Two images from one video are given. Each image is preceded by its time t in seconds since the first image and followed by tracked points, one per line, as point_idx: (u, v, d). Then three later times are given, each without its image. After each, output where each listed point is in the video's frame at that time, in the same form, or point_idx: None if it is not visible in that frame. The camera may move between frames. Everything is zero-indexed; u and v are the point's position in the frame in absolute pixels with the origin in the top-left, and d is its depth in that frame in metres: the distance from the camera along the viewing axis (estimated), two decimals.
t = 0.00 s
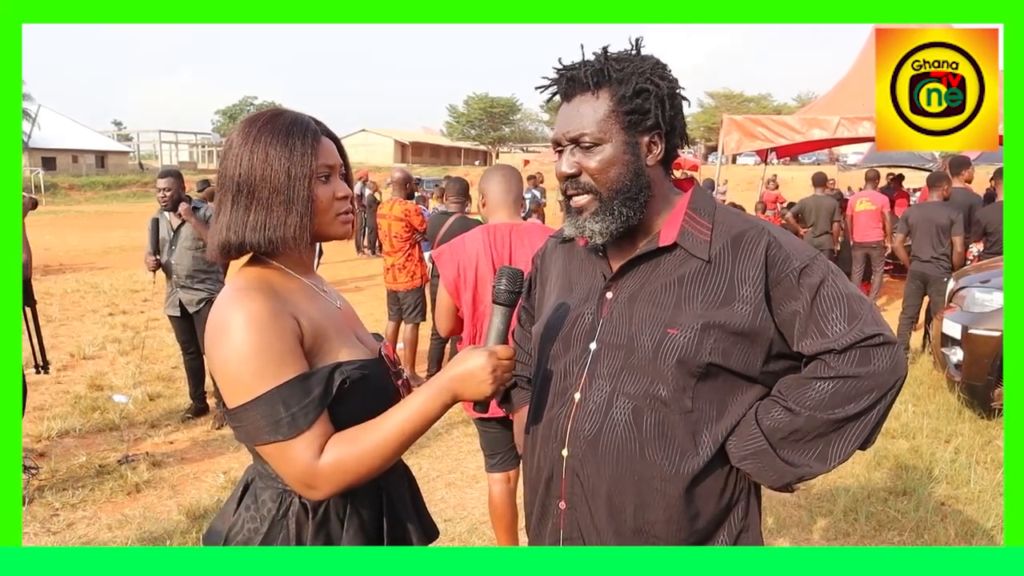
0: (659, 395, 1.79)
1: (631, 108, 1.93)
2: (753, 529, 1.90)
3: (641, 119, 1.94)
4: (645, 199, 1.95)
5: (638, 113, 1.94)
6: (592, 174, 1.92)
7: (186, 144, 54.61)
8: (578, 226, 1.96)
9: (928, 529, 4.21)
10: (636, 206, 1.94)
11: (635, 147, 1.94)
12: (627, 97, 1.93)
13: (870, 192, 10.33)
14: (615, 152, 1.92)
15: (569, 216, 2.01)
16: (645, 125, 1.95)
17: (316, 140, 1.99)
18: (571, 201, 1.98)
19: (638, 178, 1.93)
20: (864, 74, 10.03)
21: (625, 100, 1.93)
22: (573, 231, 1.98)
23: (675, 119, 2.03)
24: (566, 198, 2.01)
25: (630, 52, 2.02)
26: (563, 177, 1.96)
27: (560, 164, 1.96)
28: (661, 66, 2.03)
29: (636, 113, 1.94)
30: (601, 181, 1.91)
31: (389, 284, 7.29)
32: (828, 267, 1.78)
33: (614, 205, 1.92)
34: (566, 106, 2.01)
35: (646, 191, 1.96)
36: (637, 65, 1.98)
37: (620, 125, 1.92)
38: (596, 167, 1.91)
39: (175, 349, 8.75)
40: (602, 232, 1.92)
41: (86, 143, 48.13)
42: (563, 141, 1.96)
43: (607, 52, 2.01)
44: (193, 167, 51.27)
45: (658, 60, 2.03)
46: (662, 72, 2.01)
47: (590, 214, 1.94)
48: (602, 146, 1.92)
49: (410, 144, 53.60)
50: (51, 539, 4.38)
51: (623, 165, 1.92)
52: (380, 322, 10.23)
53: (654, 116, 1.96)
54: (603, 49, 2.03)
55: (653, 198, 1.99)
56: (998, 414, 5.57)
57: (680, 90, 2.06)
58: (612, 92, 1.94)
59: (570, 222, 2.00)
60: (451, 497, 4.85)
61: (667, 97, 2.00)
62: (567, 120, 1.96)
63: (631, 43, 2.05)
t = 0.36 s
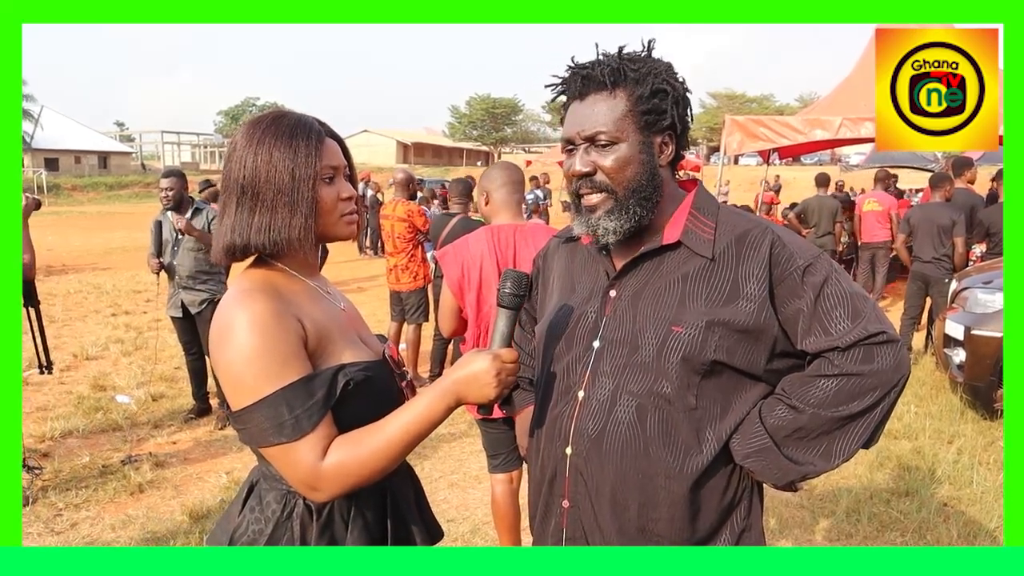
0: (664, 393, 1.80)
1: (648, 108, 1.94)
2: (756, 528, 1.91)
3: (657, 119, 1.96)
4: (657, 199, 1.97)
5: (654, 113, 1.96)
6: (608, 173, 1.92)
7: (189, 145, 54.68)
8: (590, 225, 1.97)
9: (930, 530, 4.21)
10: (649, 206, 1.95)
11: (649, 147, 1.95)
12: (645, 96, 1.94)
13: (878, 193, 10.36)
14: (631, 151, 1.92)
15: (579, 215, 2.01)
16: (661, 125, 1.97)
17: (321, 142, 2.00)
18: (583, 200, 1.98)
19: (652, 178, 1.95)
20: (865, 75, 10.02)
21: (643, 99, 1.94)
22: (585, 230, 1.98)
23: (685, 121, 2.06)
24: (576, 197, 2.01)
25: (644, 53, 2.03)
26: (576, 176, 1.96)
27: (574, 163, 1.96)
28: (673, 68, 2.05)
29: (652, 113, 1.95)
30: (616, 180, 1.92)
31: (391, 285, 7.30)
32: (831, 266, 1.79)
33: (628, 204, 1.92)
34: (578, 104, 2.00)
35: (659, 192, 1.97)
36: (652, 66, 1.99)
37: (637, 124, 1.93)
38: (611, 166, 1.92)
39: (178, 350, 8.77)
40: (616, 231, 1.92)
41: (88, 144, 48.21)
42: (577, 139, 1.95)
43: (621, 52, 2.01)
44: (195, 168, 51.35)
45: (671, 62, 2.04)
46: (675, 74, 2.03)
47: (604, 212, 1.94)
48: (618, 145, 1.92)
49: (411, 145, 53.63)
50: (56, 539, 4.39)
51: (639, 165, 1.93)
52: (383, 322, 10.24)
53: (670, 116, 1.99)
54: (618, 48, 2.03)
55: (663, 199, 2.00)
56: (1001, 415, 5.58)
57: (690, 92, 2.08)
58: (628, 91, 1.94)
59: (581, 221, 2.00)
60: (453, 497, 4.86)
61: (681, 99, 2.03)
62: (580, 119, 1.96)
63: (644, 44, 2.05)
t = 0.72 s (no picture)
0: (666, 396, 1.80)
1: (649, 111, 1.95)
2: (758, 529, 1.92)
3: (658, 121, 1.97)
4: (657, 201, 1.97)
5: (654, 115, 1.96)
6: (608, 176, 1.93)
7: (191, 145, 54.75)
8: (591, 227, 1.98)
9: (932, 531, 4.22)
10: (649, 208, 1.95)
11: (650, 149, 1.96)
12: (645, 99, 1.95)
13: (883, 193, 10.37)
14: (631, 153, 1.93)
15: (580, 216, 2.02)
16: (661, 127, 1.98)
17: (322, 142, 2.01)
18: (583, 202, 1.99)
19: (653, 180, 1.95)
20: (867, 75, 10.01)
21: (644, 102, 1.95)
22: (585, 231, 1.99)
23: (687, 122, 2.06)
24: (577, 199, 2.02)
25: (644, 55, 2.04)
26: (577, 178, 1.97)
27: (574, 164, 1.97)
28: (674, 70, 2.05)
29: (653, 115, 1.96)
30: (616, 182, 1.92)
31: (394, 286, 7.31)
32: (832, 268, 1.80)
33: (629, 206, 1.93)
34: (579, 107, 2.01)
35: (660, 193, 1.97)
36: (653, 68, 2.00)
37: (638, 126, 1.94)
38: (612, 169, 1.92)
39: (180, 350, 8.79)
40: (616, 233, 1.93)
41: (91, 144, 48.29)
42: (578, 141, 1.96)
43: (622, 54, 2.01)
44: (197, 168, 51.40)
45: (672, 63, 2.05)
46: (676, 75, 2.03)
47: (605, 214, 1.94)
48: (618, 147, 1.93)
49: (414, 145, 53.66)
50: (59, 539, 4.40)
51: (639, 167, 1.93)
52: (385, 322, 10.26)
53: (671, 118, 1.99)
54: (619, 49, 2.03)
55: (663, 200, 2.01)
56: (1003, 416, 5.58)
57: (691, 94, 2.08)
58: (629, 93, 1.95)
59: (582, 222, 2.01)
60: (455, 498, 4.86)
61: (682, 101, 2.03)
62: (582, 121, 1.96)
63: (645, 46, 2.06)
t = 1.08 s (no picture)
0: (667, 394, 1.80)
1: (649, 111, 1.95)
2: (760, 529, 1.92)
3: (659, 121, 1.97)
4: (659, 200, 1.97)
5: (655, 116, 1.96)
6: (609, 176, 1.93)
7: (194, 145, 54.82)
8: (592, 227, 1.97)
9: (935, 531, 4.21)
10: (651, 208, 1.95)
11: (651, 149, 1.96)
12: (646, 99, 1.95)
13: (884, 193, 10.30)
14: (632, 153, 1.93)
15: (582, 216, 2.02)
16: (662, 127, 1.98)
17: (322, 142, 2.01)
18: (585, 202, 1.99)
19: (654, 180, 1.95)
20: (868, 75, 9.98)
21: (644, 102, 1.95)
22: (588, 232, 1.99)
23: (688, 122, 2.06)
24: (578, 199, 2.02)
25: (645, 55, 2.04)
26: (579, 178, 1.97)
27: (575, 165, 1.97)
28: (675, 70, 2.05)
29: (654, 115, 1.96)
30: (617, 183, 1.92)
31: (396, 285, 7.31)
32: (833, 266, 1.79)
33: (630, 206, 1.93)
34: (580, 107, 2.00)
35: (661, 193, 1.97)
36: (653, 69, 2.00)
37: (638, 127, 1.94)
38: (613, 169, 1.92)
39: (183, 350, 8.79)
40: (618, 233, 1.93)
41: (94, 144, 48.37)
42: (579, 142, 1.96)
43: (623, 55, 2.01)
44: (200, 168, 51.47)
45: (672, 64, 2.05)
46: (677, 76, 2.03)
47: (606, 214, 1.94)
48: (619, 148, 1.92)
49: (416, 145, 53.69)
50: (61, 539, 4.41)
51: (640, 167, 1.93)
52: (388, 322, 10.27)
53: (672, 118, 1.99)
54: (619, 50, 2.03)
55: (665, 200, 2.01)
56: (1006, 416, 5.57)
57: (693, 93, 2.08)
58: (630, 94, 1.95)
59: (584, 222, 2.01)
60: (457, 498, 4.86)
61: (683, 100, 2.03)
62: (583, 121, 1.96)
63: (646, 46, 2.06)
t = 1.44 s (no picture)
0: (669, 393, 1.80)
1: (648, 110, 1.93)
2: (763, 527, 1.91)
3: (657, 120, 1.96)
4: (659, 199, 1.96)
5: (654, 114, 1.95)
6: (609, 176, 1.92)
7: (196, 145, 54.86)
8: (593, 227, 1.97)
9: (937, 531, 4.20)
10: (651, 207, 1.94)
11: (650, 148, 1.95)
12: (644, 98, 1.94)
13: (886, 193, 10.22)
14: (631, 153, 1.92)
15: (582, 216, 2.01)
16: (661, 126, 1.97)
17: (323, 142, 2.00)
18: (585, 202, 1.98)
19: (653, 180, 1.94)
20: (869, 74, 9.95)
21: (643, 101, 1.94)
22: (589, 233, 1.98)
23: (687, 121, 2.05)
24: (578, 199, 2.01)
25: (644, 53, 2.02)
26: (579, 179, 1.96)
27: (575, 165, 1.96)
28: (674, 68, 2.04)
29: (653, 114, 1.95)
30: (617, 182, 1.92)
31: (398, 285, 7.29)
32: (835, 264, 1.78)
33: (630, 206, 1.92)
34: (579, 107, 2.00)
35: (661, 192, 1.96)
36: (652, 67, 1.98)
37: (637, 126, 1.93)
38: (611, 169, 1.92)
39: (185, 349, 8.79)
40: (618, 233, 1.92)
41: (96, 144, 48.41)
42: (578, 142, 1.95)
43: (621, 53, 2.00)
44: (202, 168, 51.49)
45: (671, 62, 2.03)
46: (676, 74, 2.02)
47: (606, 215, 1.94)
48: (618, 148, 1.92)
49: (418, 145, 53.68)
50: (63, 538, 4.41)
51: (639, 167, 1.92)
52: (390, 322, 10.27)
53: (670, 117, 1.98)
54: (618, 49, 2.02)
55: (666, 199, 2.00)
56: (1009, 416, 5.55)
57: (692, 92, 2.06)
58: (628, 93, 1.94)
59: (584, 222, 2.00)
60: (459, 498, 4.86)
61: (681, 99, 2.01)
62: (582, 121, 1.95)
63: (644, 44, 2.04)
